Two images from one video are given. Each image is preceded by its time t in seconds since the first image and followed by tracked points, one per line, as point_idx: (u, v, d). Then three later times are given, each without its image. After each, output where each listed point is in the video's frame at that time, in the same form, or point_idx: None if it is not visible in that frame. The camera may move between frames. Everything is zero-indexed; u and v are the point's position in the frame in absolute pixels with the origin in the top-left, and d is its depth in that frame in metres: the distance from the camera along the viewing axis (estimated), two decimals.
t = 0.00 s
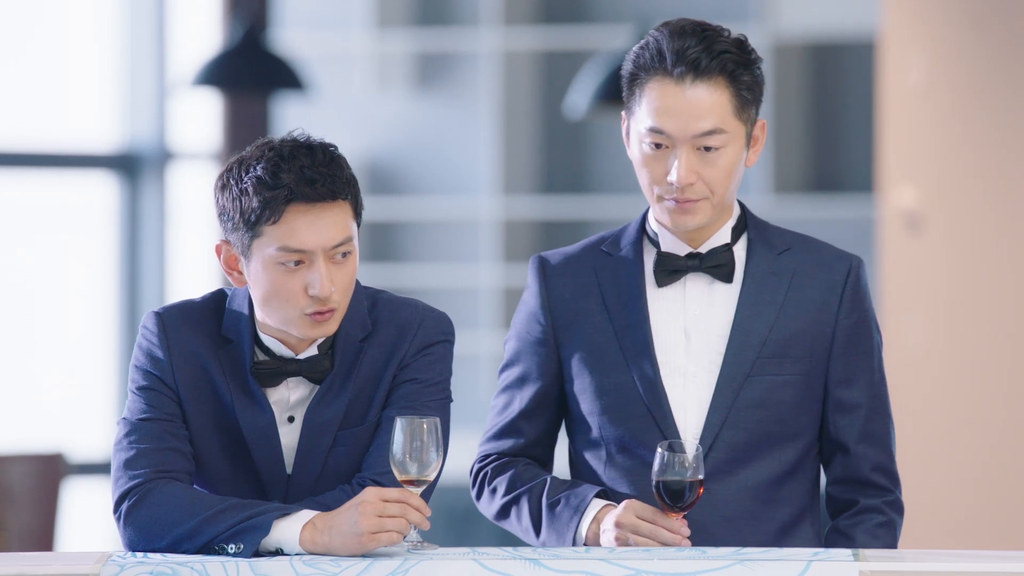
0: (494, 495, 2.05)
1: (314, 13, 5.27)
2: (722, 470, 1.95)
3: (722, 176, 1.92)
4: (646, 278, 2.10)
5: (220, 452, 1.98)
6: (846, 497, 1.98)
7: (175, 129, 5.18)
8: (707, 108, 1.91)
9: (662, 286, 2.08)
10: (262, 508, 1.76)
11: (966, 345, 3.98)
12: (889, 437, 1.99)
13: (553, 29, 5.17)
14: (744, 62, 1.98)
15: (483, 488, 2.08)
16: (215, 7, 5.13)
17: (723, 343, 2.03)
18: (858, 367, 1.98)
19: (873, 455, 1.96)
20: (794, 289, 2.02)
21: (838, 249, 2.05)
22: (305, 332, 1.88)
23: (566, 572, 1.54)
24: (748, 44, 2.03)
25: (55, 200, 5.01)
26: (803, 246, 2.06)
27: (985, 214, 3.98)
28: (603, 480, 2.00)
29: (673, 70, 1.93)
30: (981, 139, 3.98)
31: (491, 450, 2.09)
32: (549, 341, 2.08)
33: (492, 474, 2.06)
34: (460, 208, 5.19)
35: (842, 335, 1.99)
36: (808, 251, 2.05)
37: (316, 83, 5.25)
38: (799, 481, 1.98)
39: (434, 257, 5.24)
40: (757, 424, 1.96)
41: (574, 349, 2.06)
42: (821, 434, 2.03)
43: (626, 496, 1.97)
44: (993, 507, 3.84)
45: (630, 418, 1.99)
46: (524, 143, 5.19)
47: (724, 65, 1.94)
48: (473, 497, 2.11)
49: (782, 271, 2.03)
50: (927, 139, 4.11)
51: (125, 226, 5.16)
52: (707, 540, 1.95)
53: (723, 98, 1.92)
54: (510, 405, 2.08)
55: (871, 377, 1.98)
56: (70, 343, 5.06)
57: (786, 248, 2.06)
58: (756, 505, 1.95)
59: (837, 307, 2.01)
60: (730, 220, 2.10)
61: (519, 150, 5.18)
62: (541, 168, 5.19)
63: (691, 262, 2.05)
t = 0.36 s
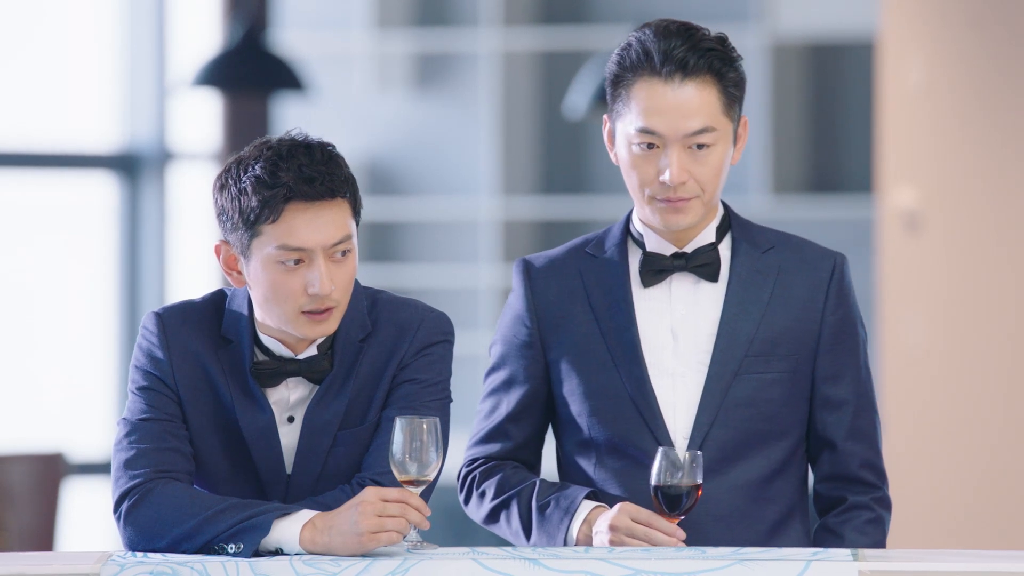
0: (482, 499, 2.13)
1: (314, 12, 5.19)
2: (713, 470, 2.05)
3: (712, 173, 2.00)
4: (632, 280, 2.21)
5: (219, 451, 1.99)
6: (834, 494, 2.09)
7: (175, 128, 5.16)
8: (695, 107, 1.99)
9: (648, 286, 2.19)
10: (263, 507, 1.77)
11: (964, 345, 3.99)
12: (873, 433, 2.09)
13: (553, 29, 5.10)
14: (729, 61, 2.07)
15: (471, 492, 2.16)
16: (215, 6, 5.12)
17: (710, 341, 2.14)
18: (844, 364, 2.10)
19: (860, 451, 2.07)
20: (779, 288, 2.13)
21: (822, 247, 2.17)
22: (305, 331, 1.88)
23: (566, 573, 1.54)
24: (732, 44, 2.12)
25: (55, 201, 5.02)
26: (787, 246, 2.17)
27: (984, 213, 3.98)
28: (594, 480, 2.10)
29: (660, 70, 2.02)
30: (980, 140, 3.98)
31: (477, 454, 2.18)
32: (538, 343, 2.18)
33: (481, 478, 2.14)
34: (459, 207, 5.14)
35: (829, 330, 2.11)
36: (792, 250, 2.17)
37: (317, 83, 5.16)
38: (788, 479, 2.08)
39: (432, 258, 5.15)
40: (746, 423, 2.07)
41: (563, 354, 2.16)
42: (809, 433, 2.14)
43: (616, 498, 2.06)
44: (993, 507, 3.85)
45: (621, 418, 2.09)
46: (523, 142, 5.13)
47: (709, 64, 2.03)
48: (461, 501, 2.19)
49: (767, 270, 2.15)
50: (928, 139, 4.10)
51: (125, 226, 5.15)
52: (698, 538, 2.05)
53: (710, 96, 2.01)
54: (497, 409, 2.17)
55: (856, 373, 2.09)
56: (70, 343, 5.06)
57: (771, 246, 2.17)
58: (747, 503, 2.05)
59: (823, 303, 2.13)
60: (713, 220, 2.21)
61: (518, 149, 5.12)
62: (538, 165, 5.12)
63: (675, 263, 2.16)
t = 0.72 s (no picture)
0: (476, 500, 2.13)
1: (314, 12, 5.12)
2: (707, 470, 2.06)
3: (703, 171, 2.02)
4: (625, 281, 2.21)
5: (220, 451, 1.99)
6: (827, 493, 2.10)
7: (175, 129, 5.14)
8: (684, 104, 2.02)
9: (640, 286, 2.19)
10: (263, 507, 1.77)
11: (963, 345, 3.99)
12: (865, 431, 2.10)
13: (553, 29, 5.05)
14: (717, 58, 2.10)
15: (464, 495, 2.16)
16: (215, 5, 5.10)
17: (702, 340, 2.15)
18: (836, 362, 2.10)
19: (854, 450, 2.08)
20: (771, 286, 2.14)
21: (813, 246, 2.18)
22: (306, 331, 1.88)
23: (566, 573, 1.55)
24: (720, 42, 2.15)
25: (56, 201, 5.03)
26: (777, 245, 2.18)
27: (983, 213, 3.99)
28: (588, 480, 2.10)
29: (650, 68, 2.05)
30: (978, 141, 3.99)
31: (471, 455, 2.18)
32: (531, 343, 2.18)
33: (475, 480, 2.15)
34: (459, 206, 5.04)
35: (821, 329, 2.12)
36: (783, 249, 2.17)
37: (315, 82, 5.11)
38: (782, 477, 2.09)
39: (433, 258, 5.08)
40: (740, 422, 2.07)
41: (557, 354, 2.16)
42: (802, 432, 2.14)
43: (611, 498, 2.07)
44: (993, 507, 3.87)
45: (616, 418, 2.09)
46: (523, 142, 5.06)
47: (698, 62, 2.06)
48: (455, 503, 2.19)
49: (759, 269, 2.15)
50: (927, 139, 4.10)
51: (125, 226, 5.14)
52: (692, 536, 2.06)
53: (699, 93, 2.04)
54: (490, 410, 2.18)
55: (848, 372, 2.10)
56: (71, 343, 5.07)
57: (762, 246, 2.18)
58: (742, 501, 2.05)
59: (814, 302, 2.13)
60: (706, 219, 2.21)
61: (518, 150, 5.06)
62: (539, 165, 5.05)
63: (667, 262, 2.16)
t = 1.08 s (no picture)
0: (474, 501, 2.14)
1: (314, 12, 5.13)
2: (702, 471, 2.06)
3: (692, 173, 2.04)
4: (621, 282, 2.22)
5: (220, 450, 1.99)
6: (825, 493, 2.10)
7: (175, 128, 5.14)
8: (670, 106, 2.03)
9: (636, 288, 2.20)
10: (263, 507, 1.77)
11: (963, 345, 4.00)
12: (863, 431, 2.10)
13: (553, 29, 5.05)
14: (707, 59, 2.11)
15: (463, 496, 2.17)
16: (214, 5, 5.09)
17: (698, 341, 2.15)
18: (833, 363, 2.11)
19: (851, 450, 2.08)
20: (768, 286, 2.14)
21: (810, 246, 2.18)
22: (304, 332, 1.89)
23: (565, 573, 1.55)
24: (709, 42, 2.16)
25: (56, 201, 5.03)
26: (773, 244, 2.18)
27: (983, 213, 3.99)
28: (585, 482, 2.11)
29: (637, 70, 2.06)
30: (977, 141, 3.99)
31: (470, 457, 2.19)
32: (528, 345, 2.19)
33: (473, 482, 2.15)
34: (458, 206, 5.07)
35: (817, 330, 2.12)
36: (778, 249, 2.18)
37: (316, 82, 5.10)
38: (778, 478, 2.09)
39: (432, 258, 5.07)
40: (735, 423, 2.08)
41: (554, 354, 2.17)
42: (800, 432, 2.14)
43: (607, 499, 2.07)
44: (993, 507, 3.88)
45: (612, 420, 2.09)
46: (523, 143, 5.06)
47: (685, 64, 2.06)
48: (454, 505, 2.20)
49: (755, 269, 2.15)
50: (926, 139, 4.10)
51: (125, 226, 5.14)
52: (688, 537, 2.07)
53: (686, 95, 2.05)
54: (488, 412, 2.18)
55: (846, 373, 2.10)
56: (71, 342, 5.07)
57: (758, 246, 2.18)
58: (737, 502, 2.06)
59: (810, 303, 2.13)
60: (702, 220, 2.22)
61: (518, 150, 5.06)
62: (538, 165, 5.05)
63: (663, 263, 2.16)
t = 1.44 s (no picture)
0: (476, 502, 2.14)
1: (313, 12, 5.13)
2: (703, 472, 2.07)
3: (681, 173, 2.04)
4: (622, 282, 2.22)
5: (220, 451, 2.00)
6: (825, 493, 2.11)
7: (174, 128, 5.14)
8: (660, 107, 2.04)
9: (638, 288, 2.20)
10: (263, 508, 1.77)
11: (963, 345, 4.00)
12: (864, 431, 2.10)
13: (552, 29, 5.05)
14: (701, 60, 2.12)
15: (466, 496, 2.17)
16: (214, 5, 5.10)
17: (698, 342, 2.15)
18: (834, 363, 2.11)
19: (851, 450, 2.08)
20: (769, 287, 2.15)
21: (811, 246, 2.18)
22: (295, 331, 1.89)
23: (564, 573, 1.55)
24: (706, 44, 2.16)
25: (56, 201, 5.03)
26: (774, 245, 2.19)
27: (983, 213, 3.99)
28: (585, 483, 2.11)
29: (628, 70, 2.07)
30: (977, 141, 4.00)
31: (472, 457, 2.19)
32: (529, 345, 2.19)
33: (475, 482, 2.16)
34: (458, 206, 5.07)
35: (818, 331, 2.12)
36: (779, 249, 2.18)
37: (315, 83, 5.11)
38: (779, 479, 2.09)
39: (432, 257, 5.08)
40: (736, 424, 2.08)
41: (555, 354, 2.17)
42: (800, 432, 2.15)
43: (607, 500, 2.08)
44: (993, 507, 3.88)
45: (612, 420, 2.10)
46: (522, 143, 5.07)
47: (678, 65, 2.07)
48: (456, 504, 2.20)
49: (756, 269, 2.16)
50: (925, 140, 4.10)
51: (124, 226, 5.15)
52: (688, 538, 2.07)
53: (676, 96, 2.05)
54: (490, 412, 2.19)
55: (846, 373, 2.11)
56: (71, 342, 5.08)
57: (760, 246, 2.18)
58: (737, 502, 2.07)
59: (811, 303, 2.14)
60: (703, 219, 2.22)
61: (517, 151, 5.06)
62: (538, 165, 5.05)
63: (664, 264, 2.17)
